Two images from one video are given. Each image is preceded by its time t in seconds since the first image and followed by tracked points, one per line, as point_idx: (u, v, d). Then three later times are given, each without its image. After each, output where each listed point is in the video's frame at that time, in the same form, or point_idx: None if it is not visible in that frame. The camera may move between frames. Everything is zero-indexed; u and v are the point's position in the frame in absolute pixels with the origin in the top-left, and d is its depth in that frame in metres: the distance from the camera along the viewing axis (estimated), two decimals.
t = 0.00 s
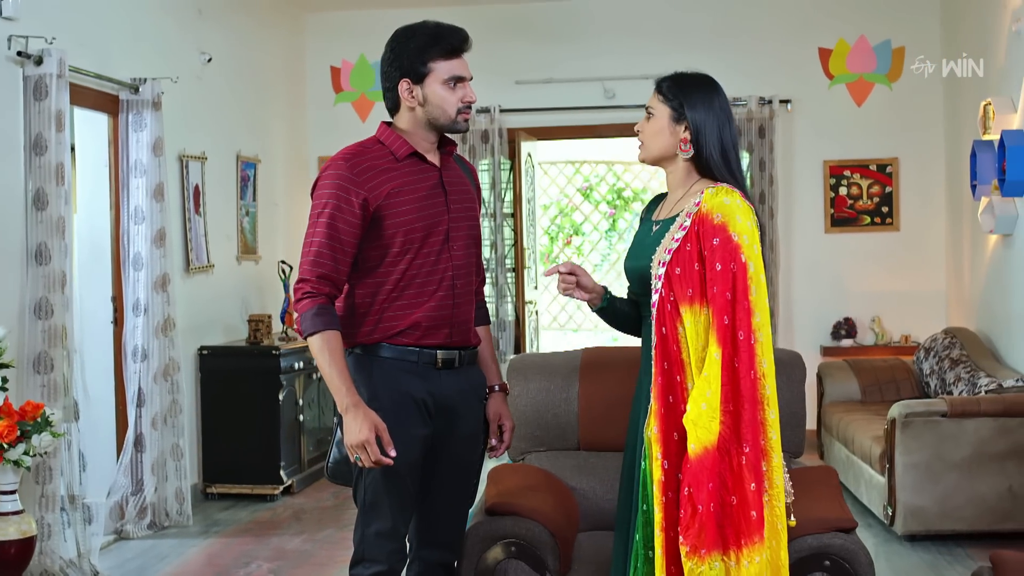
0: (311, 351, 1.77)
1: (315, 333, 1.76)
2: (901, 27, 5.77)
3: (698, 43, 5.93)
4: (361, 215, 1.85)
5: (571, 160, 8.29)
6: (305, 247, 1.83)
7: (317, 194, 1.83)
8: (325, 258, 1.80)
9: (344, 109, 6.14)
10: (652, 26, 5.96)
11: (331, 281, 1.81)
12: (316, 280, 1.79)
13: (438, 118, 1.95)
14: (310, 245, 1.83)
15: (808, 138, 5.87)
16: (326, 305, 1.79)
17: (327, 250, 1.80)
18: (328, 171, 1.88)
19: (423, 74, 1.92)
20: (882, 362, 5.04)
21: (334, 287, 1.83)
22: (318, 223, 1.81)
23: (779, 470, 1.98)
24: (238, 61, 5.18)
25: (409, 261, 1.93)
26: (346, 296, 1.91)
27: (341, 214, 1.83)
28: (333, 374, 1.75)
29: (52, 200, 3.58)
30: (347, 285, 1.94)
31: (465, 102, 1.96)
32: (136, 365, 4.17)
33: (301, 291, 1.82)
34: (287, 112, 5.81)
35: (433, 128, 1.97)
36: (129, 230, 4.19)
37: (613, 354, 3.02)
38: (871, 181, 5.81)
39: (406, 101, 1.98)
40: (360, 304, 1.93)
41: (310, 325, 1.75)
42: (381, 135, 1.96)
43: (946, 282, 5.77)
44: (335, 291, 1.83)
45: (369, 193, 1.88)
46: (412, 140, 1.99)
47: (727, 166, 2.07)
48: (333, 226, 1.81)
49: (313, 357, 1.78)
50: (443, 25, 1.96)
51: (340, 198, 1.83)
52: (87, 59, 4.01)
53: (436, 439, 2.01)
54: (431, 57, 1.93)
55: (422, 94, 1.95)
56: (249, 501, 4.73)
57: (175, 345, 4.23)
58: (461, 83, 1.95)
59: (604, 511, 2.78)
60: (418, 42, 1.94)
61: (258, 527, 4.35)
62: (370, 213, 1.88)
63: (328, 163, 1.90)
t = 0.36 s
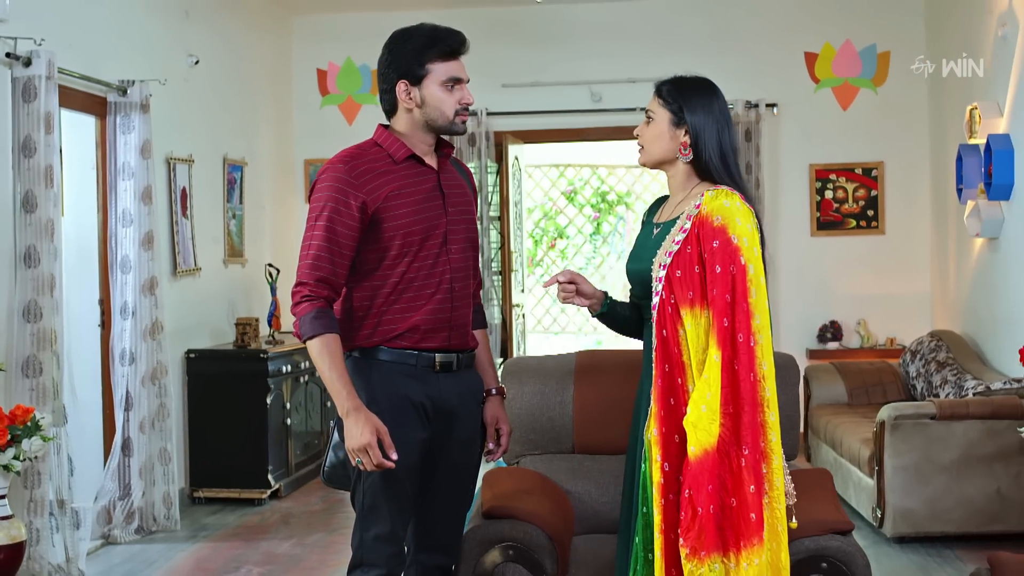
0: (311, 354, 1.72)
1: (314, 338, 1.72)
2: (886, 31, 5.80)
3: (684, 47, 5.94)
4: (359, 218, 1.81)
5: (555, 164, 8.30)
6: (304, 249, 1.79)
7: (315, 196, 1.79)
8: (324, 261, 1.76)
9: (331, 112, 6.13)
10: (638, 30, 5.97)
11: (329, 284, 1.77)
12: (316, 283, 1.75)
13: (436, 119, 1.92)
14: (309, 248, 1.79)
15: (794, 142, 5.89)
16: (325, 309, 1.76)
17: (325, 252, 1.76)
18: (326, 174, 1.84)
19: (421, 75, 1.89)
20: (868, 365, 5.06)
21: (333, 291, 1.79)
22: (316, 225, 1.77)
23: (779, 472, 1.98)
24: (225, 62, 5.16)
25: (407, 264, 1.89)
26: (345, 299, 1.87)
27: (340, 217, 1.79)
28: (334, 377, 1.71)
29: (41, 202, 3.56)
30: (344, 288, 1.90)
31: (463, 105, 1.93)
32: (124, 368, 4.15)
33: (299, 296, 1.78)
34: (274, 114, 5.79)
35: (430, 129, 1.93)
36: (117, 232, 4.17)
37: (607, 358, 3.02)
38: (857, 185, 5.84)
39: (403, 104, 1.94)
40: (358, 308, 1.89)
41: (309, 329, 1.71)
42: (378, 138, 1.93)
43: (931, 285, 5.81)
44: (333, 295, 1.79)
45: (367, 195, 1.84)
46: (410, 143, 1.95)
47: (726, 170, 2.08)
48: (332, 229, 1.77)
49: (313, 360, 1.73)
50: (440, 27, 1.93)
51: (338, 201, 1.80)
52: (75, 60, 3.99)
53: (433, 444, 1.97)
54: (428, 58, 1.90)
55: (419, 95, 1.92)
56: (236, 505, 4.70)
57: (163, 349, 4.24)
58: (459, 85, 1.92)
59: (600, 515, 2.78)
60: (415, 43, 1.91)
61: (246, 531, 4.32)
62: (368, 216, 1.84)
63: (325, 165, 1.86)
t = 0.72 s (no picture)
0: (317, 361, 1.71)
1: (317, 342, 1.70)
2: (870, 35, 5.84)
3: (669, 50, 5.96)
4: (356, 219, 1.80)
5: (537, 166, 8.30)
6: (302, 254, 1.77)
7: (312, 200, 1.78)
8: (322, 264, 1.75)
9: (316, 113, 6.11)
10: (624, 33, 5.98)
11: (328, 287, 1.75)
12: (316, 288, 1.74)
13: (421, 122, 1.89)
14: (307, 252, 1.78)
15: (778, 145, 5.91)
16: (327, 313, 1.74)
17: (324, 256, 1.75)
18: (321, 176, 1.82)
19: (409, 77, 1.86)
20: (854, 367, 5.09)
21: (333, 294, 1.77)
22: (314, 228, 1.76)
23: (780, 475, 1.98)
24: (210, 64, 5.14)
25: (404, 265, 1.87)
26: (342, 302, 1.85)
27: (337, 220, 1.77)
28: (344, 380, 1.70)
29: (28, 204, 3.54)
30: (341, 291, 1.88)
31: (450, 110, 1.90)
32: (110, 371, 4.12)
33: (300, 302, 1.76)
34: (258, 115, 5.77)
35: (415, 132, 1.91)
36: (103, 234, 4.14)
37: (600, 359, 3.02)
38: (841, 188, 5.87)
39: (390, 105, 1.92)
40: (356, 310, 1.87)
41: (313, 334, 1.69)
42: (371, 140, 1.91)
43: (915, 288, 5.85)
44: (332, 298, 1.77)
45: (362, 197, 1.82)
46: (400, 143, 1.93)
47: (727, 173, 2.08)
48: (329, 232, 1.76)
49: (319, 367, 1.72)
50: (435, 31, 1.90)
51: (334, 203, 1.78)
52: (61, 61, 3.96)
53: (430, 447, 1.95)
54: (418, 60, 1.87)
55: (406, 98, 1.89)
56: (222, 508, 4.68)
57: (149, 352, 4.19)
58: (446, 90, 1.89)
59: (594, 516, 2.78)
60: (408, 44, 1.88)
61: (233, 534, 4.30)
62: (364, 218, 1.83)
63: (320, 168, 1.84)
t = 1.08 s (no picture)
0: (333, 361, 1.70)
1: (331, 345, 1.69)
2: (853, 37, 5.87)
3: (653, 51, 5.97)
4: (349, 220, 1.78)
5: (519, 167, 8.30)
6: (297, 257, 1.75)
7: (303, 203, 1.76)
8: (319, 266, 1.73)
9: (299, 114, 6.09)
10: (608, 34, 5.99)
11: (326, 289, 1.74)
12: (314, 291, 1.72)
13: (398, 126, 1.81)
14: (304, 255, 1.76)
15: (762, 146, 5.94)
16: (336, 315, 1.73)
17: (320, 257, 1.73)
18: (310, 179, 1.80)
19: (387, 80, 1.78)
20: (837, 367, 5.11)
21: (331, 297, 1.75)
22: (308, 232, 1.74)
23: (778, 479, 1.97)
24: (195, 63, 5.12)
25: (397, 265, 1.85)
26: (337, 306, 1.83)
27: (331, 221, 1.75)
28: (366, 376, 1.69)
29: (14, 204, 3.51)
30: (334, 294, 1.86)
31: (428, 114, 1.82)
32: (95, 373, 4.09)
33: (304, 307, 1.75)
34: (242, 115, 5.74)
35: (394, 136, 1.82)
36: (88, 234, 4.11)
37: (592, 360, 3.02)
38: (824, 189, 5.90)
39: (374, 101, 1.85)
40: (350, 311, 1.85)
41: (326, 338, 1.68)
42: (358, 141, 1.90)
43: (897, 288, 5.88)
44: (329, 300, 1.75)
45: (354, 198, 1.80)
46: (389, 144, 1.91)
47: (730, 175, 2.10)
48: (323, 234, 1.74)
49: (334, 368, 1.71)
50: (423, 32, 1.83)
51: (326, 205, 1.76)
52: (46, 60, 3.93)
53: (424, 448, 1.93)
54: (398, 63, 1.79)
55: (386, 99, 1.82)
56: (207, 509, 4.65)
57: (135, 353, 4.17)
58: (426, 93, 1.81)
59: (587, 517, 2.79)
60: (389, 45, 1.81)
61: (219, 536, 4.28)
62: (356, 218, 1.81)
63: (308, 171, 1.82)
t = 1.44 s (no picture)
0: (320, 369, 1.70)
1: (323, 352, 1.69)
2: (836, 39, 5.90)
3: (637, 52, 5.98)
4: (341, 220, 1.76)
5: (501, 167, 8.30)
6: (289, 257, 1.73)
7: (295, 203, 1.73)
8: (310, 267, 1.71)
9: (283, 113, 6.07)
10: (593, 35, 6.00)
11: (318, 290, 1.72)
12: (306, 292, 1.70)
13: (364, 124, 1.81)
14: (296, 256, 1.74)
15: (746, 147, 5.95)
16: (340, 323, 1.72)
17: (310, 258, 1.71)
18: (302, 178, 1.78)
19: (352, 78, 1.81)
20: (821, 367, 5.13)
21: (326, 299, 1.73)
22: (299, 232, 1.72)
23: (780, 483, 1.98)
24: (179, 62, 5.10)
25: (389, 264, 1.83)
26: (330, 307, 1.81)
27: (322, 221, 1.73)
28: (345, 396, 1.70)
29: None
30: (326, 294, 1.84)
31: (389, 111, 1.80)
32: (81, 373, 4.06)
33: (304, 309, 1.73)
34: (226, 114, 5.72)
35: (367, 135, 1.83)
36: (72, 234, 4.08)
37: (584, 360, 3.03)
38: (808, 190, 5.93)
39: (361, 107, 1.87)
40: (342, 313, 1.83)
41: (322, 345, 1.68)
42: (351, 140, 1.87)
43: (880, 288, 5.91)
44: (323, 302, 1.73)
45: (345, 197, 1.78)
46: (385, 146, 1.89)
47: (726, 176, 2.10)
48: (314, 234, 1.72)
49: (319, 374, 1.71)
50: (403, 31, 1.84)
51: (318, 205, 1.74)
52: (32, 59, 3.91)
53: (418, 449, 1.92)
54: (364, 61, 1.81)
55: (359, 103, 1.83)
56: (192, 511, 4.63)
57: (120, 353, 4.16)
58: (384, 90, 1.81)
59: (580, 517, 2.78)
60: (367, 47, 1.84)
61: (206, 537, 4.26)
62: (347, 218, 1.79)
63: (300, 170, 1.80)
